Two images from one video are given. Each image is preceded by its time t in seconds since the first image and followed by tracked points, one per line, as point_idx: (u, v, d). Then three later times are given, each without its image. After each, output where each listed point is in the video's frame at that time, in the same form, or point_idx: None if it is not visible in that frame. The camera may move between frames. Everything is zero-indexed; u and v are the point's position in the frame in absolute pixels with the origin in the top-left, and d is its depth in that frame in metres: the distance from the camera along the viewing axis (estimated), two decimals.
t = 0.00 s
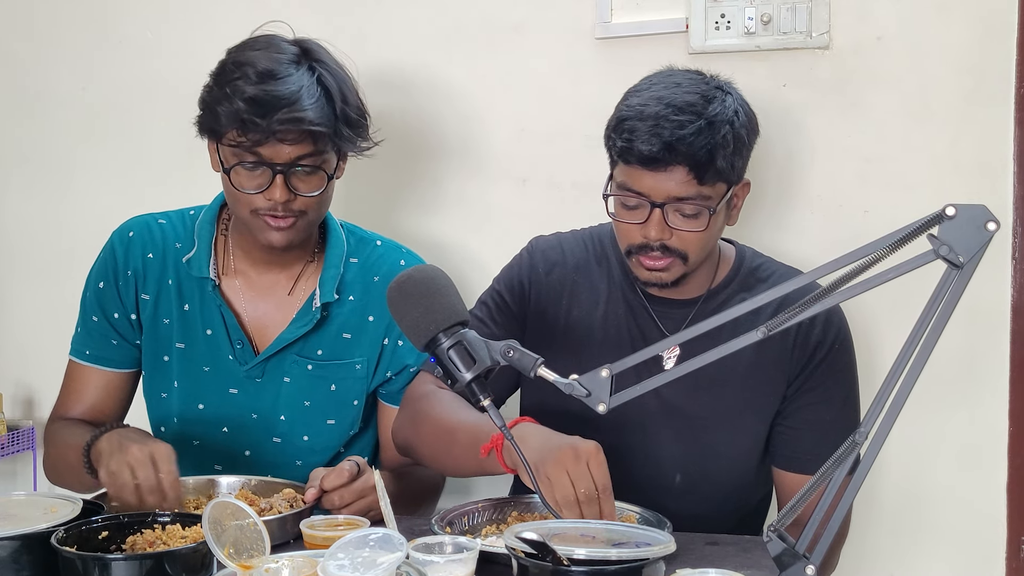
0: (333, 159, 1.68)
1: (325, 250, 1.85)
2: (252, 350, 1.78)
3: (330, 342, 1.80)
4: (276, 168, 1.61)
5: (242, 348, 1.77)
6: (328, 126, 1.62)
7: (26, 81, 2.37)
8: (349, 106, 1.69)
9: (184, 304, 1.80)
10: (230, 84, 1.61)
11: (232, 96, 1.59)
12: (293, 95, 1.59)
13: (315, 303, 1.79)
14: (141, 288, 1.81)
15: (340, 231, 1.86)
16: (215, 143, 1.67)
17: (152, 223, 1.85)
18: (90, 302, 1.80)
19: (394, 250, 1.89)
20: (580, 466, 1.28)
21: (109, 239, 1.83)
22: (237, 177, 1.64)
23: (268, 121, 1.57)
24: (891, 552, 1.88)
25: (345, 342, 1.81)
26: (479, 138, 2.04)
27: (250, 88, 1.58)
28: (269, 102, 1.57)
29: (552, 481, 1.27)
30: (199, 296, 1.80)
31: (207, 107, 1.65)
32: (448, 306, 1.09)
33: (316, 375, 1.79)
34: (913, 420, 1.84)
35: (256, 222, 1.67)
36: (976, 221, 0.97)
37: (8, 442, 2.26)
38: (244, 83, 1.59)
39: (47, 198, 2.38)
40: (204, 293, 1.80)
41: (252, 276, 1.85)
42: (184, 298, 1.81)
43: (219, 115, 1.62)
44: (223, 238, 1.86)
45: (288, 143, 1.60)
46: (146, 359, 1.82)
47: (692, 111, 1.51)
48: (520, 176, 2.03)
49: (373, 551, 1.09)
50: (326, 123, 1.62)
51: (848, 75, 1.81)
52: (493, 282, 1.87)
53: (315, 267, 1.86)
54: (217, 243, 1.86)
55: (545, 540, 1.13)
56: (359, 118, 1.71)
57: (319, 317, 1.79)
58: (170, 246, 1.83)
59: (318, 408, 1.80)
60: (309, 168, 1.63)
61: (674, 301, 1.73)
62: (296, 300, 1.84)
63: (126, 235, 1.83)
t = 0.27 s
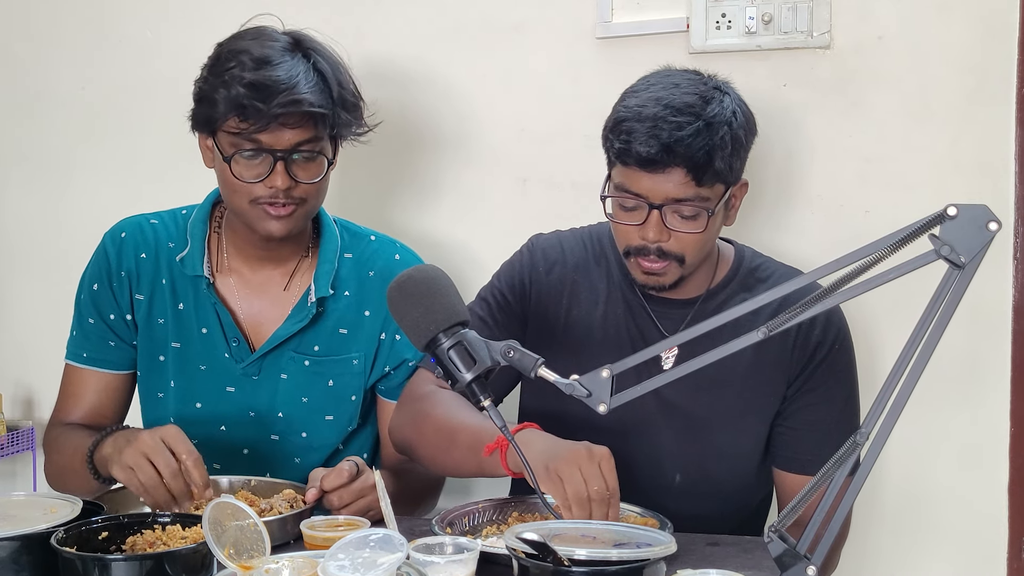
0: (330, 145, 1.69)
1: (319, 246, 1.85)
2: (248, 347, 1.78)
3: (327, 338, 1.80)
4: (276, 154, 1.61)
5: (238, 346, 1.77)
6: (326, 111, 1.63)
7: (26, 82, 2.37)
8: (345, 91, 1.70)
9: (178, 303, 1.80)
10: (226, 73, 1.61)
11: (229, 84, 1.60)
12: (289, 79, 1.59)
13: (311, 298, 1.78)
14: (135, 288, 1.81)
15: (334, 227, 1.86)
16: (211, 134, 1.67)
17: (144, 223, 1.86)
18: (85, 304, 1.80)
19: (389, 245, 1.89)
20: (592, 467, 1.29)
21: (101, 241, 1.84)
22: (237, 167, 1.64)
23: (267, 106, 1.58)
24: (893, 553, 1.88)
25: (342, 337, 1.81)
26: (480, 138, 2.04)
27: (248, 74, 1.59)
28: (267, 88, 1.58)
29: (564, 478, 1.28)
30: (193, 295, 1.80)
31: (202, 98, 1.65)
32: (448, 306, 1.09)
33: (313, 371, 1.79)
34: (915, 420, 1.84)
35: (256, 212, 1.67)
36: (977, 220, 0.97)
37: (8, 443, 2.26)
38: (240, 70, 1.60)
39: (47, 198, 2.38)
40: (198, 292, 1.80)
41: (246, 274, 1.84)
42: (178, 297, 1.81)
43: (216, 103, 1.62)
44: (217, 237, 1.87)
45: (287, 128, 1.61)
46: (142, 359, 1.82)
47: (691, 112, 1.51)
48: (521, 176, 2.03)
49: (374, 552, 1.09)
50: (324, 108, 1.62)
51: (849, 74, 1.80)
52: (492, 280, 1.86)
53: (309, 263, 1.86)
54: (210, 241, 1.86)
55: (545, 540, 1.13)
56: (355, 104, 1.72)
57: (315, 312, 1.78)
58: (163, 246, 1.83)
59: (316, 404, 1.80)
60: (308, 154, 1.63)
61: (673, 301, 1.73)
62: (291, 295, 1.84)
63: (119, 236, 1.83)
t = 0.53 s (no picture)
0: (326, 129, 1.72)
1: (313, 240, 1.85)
2: (243, 341, 1.78)
3: (322, 331, 1.80)
4: (274, 135, 1.65)
5: (233, 340, 1.77)
6: (323, 94, 1.67)
7: (26, 82, 2.36)
8: (342, 77, 1.74)
9: (172, 299, 1.80)
10: (225, 54, 1.65)
11: (228, 65, 1.64)
12: (287, 61, 1.64)
13: (306, 290, 1.78)
14: (128, 285, 1.81)
15: (328, 221, 1.87)
16: (208, 117, 1.70)
17: (137, 221, 1.85)
18: (81, 303, 1.81)
19: (384, 239, 1.89)
20: (596, 471, 1.30)
21: (95, 240, 1.84)
22: (234, 148, 1.66)
23: (266, 85, 1.62)
24: (894, 553, 1.88)
25: (338, 331, 1.81)
26: (480, 138, 2.04)
27: (246, 55, 1.63)
28: (264, 68, 1.62)
29: (570, 480, 1.28)
30: (187, 290, 1.80)
31: (200, 81, 1.69)
32: (448, 305, 1.09)
33: (308, 364, 1.79)
34: (916, 420, 1.84)
35: (251, 196, 1.68)
36: (977, 220, 0.97)
37: (8, 443, 2.26)
38: (238, 52, 1.64)
39: (47, 198, 2.37)
40: (192, 287, 1.80)
41: (241, 267, 1.85)
42: (172, 292, 1.80)
43: (214, 84, 1.66)
44: (210, 231, 1.87)
45: (284, 109, 1.65)
46: (137, 355, 1.82)
47: (686, 113, 1.51)
48: (521, 176, 2.02)
49: (374, 552, 1.08)
50: (321, 90, 1.66)
51: (850, 74, 1.80)
52: (490, 278, 1.85)
53: (304, 256, 1.87)
54: (204, 234, 1.86)
55: (546, 541, 1.13)
56: (351, 92, 1.76)
57: (309, 305, 1.79)
58: (156, 242, 1.83)
59: (311, 397, 1.80)
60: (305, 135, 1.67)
61: (673, 302, 1.72)
62: (286, 288, 1.84)
63: (111, 234, 1.83)
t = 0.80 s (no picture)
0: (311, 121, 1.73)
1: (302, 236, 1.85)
2: (233, 340, 1.77)
3: (313, 328, 1.80)
4: (260, 126, 1.65)
5: (223, 338, 1.76)
6: (307, 83, 1.67)
7: (25, 81, 2.36)
8: (326, 69, 1.74)
9: (162, 300, 1.80)
10: (208, 47, 1.65)
11: (211, 57, 1.64)
12: (271, 52, 1.64)
13: (295, 287, 1.78)
14: (119, 288, 1.81)
15: (317, 218, 1.86)
16: (193, 111, 1.70)
17: (127, 225, 1.86)
18: (73, 309, 1.81)
19: (373, 235, 1.89)
20: (594, 479, 1.29)
21: (85, 246, 1.85)
22: (220, 141, 1.66)
23: (250, 76, 1.62)
24: (895, 553, 1.88)
25: (329, 327, 1.81)
26: (480, 138, 2.04)
27: (229, 46, 1.63)
28: (248, 59, 1.62)
29: (566, 490, 1.28)
30: (177, 291, 1.80)
31: (184, 74, 1.69)
32: (449, 306, 1.08)
33: (299, 361, 1.79)
34: (917, 421, 1.84)
35: (239, 189, 1.68)
36: (979, 221, 0.97)
37: (7, 444, 2.26)
38: (221, 44, 1.64)
39: (47, 198, 2.37)
40: (182, 288, 1.80)
41: (230, 265, 1.84)
42: (162, 294, 1.80)
43: (198, 77, 1.66)
44: (199, 232, 1.86)
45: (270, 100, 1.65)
46: (130, 359, 1.82)
47: (687, 118, 1.50)
48: (522, 176, 2.02)
49: (374, 553, 1.08)
50: (305, 80, 1.67)
51: (851, 74, 1.80)
52: (491, 280, 1.85)
53: (293, 253, 1.86)
54: (192, 234, 1.86)
55: (547, 541, 1.13)
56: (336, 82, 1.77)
57: (299, 302, 1.78)
58: (146, 245, 1.83)
59: (303, 394, 1.79)
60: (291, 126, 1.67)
61: (674, 305, 1.72)
62: (276, 284, 1.84)
63: (101, 239, 1.84)
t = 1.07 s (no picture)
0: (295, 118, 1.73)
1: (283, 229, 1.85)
2: (218, 337, 1.77)
3: (293, 317, 1.81)
4: (244, 122, 1.65)
5: (208, 337, 1.76)
6: (290, 80, 1.67)
7: (25, 81, 2.35)
8: (309, 65, 1.74)
9: (146, 302, 1.80)
10: (190, 45, 1.65)
11: (193, 54, 1.63)
12: (253, 49, 1.64)
13: (274, 278, 1.79)
14: (103, 293, 1.82)
15: (297, 209, 1.88)
16: (176, 109, 1.69)
17: (109, 229, 1.86)
18: (61, 316, 1.82)
19: (350, 224, 1.90)
20: (597, 480, 1.29)
21: (69, 253, 1.86)
22: (203, 138, 1.66)
23: (232, 73, 1.62)
24: (896, 554, 1.87)
25: (307, 315, 1.81)
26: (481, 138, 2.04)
27: (212, 44, 1.63)
28: (230, 56, 1.62)
29: (570, 489, 1.27)
30: (161, 291, 1.80)
31: (166, 73, 1.69)
32: (449, 306, 1.08)
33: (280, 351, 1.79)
34: (918, 421, 1.83)
35: (222, 187, 1.68)
36: (980, 221, 0.96)
37: (7, 444, 2.26)
38: (204, 41, 1.64)
39: (46, 198, 2.37)
40: (165, 288, 1.80)
41: (213, 264, 1.84)
42: (146, 295, 1.81)
43: (181, 75, 1.66)
44: (180, 232, 1.87)
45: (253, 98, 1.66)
46: (118, 363, 1.82)
47: (686, 117, 1.50)
48: (523, 176, 2.02)
49: (375, 554, 1.08)
50: (287, 77, 1.67)
51: (852, 74, 1.79)
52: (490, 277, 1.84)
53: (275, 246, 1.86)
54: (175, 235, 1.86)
55: (548, 542, 1.13)
56: (319, 79, 1.77)
57: (279, 293, 1.79)
58: (128, 248, 1.83)
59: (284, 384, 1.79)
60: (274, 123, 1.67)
61: (675, 305, 1.72)
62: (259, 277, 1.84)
63: (83, 245, 1.85)
